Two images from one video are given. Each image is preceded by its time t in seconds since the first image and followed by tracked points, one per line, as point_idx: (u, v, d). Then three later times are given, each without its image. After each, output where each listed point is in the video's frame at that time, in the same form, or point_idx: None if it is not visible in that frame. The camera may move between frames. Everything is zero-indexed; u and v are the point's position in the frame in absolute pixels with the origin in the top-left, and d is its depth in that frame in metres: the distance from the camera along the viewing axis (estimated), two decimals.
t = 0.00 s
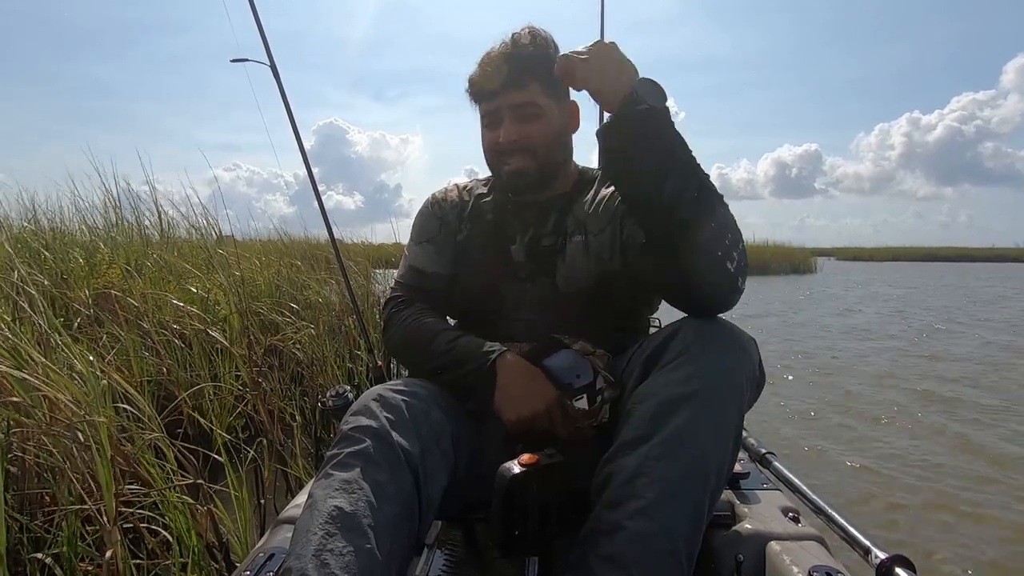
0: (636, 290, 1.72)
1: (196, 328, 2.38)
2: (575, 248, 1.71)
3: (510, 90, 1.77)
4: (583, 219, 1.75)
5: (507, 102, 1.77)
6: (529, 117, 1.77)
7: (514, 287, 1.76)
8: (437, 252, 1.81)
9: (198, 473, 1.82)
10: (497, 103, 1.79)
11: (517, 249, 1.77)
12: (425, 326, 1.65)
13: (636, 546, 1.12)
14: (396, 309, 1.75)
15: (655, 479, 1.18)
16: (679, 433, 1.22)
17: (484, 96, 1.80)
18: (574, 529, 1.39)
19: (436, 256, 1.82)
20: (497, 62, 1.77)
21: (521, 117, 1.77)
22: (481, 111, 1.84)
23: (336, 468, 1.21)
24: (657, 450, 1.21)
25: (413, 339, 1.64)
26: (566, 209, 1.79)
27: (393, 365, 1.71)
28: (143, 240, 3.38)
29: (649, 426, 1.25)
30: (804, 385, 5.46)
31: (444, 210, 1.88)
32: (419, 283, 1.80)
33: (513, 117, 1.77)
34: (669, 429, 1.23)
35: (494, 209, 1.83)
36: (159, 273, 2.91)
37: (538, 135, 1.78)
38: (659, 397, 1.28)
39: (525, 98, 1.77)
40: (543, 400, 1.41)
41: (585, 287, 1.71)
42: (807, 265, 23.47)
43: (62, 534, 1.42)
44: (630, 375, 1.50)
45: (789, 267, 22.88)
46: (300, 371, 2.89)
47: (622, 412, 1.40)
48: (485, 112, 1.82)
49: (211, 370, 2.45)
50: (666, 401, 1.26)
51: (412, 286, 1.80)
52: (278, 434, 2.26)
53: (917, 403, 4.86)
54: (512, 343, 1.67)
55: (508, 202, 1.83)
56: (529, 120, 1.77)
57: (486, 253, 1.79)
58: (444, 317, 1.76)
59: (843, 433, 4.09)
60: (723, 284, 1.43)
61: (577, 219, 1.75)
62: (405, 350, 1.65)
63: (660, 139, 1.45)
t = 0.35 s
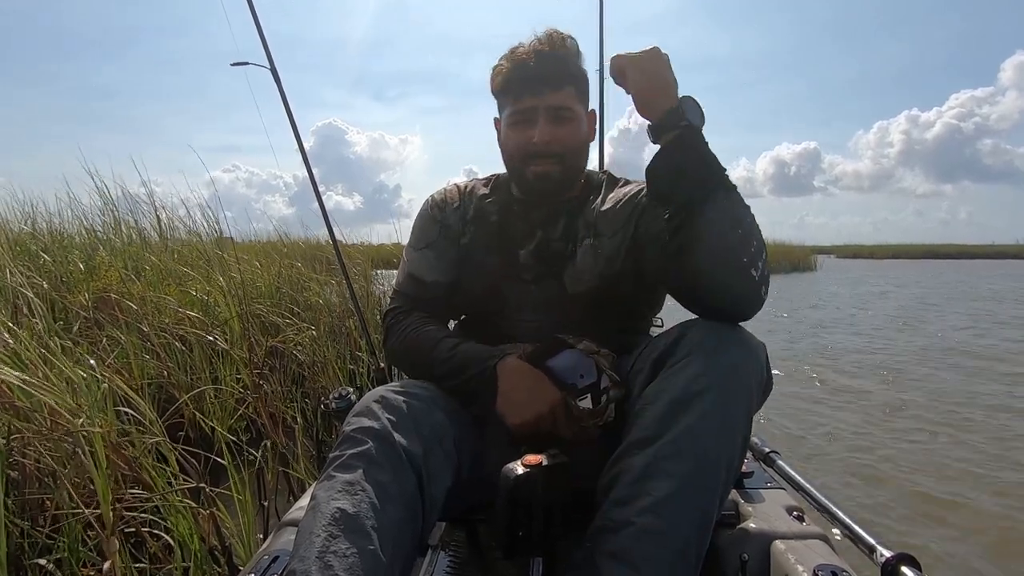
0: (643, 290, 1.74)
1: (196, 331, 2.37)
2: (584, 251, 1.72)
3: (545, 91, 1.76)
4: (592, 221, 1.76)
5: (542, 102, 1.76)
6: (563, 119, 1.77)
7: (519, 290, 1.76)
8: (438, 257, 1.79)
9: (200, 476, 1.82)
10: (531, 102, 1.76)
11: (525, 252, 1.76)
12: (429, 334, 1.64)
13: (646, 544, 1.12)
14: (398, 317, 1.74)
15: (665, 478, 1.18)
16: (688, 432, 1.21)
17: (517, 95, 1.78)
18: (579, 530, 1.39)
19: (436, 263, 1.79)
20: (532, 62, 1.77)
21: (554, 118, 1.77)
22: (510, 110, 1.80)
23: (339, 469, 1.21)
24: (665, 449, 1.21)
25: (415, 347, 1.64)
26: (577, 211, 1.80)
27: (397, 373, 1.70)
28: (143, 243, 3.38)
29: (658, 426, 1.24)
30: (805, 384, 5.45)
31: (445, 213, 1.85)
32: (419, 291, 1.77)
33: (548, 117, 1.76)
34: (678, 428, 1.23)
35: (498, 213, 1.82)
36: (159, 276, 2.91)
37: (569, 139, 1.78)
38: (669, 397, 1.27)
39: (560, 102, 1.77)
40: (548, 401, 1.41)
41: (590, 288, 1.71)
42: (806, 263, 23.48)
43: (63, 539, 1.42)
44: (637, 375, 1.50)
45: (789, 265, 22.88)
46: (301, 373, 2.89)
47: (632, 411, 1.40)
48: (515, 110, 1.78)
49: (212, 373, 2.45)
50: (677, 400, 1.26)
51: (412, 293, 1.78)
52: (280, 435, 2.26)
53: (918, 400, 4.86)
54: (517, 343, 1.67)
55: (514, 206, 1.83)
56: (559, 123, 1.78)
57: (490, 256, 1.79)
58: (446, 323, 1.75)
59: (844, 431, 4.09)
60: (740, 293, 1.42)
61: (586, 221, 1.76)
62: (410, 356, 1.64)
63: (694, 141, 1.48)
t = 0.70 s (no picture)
0: (642, 289, 1.74)
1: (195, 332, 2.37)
2: (584, 249, 1.72)
3: (547, 87, 1.76)
4: (593, 219, 1.76)
5: (543, 99, 1.77)
6: (563, 116, 1.78)
7: (518, 290, 1.76)
8: (437, 257, 1.79)
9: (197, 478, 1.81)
10: (532, 98, 1.77)
11: (524, 252, 1.76)
12: (427, 334, 1.64)
13: (645, 540, 1.12)
14: (397, 317, 1.74)
15: (666, 476, 1.18)
16: (689, 430, 1.22)
17: (519, 90, 1.78)
18: (578, 529, 1.40)
19: (435, 262, 1.79)
20: (535, 58, 1.77)
21: (556, 115, 1.77)
22: (511, 105, 1.80)
23: (338, 468, 1.21)
24: (667, 448, 1.21)
25: (414, 348, 1.64)
26: (576, 210, 1.81)
27: (396, 373, 1.70)
28: (140, 245, 3.38)
29: (660, 425, 1.25)
30: (804, 381, 5.46)
31: (443, 212, 1.85)
32: (418, 291, 1.77)
33: (549, 114, 1.77)
34: (679, 426, 1.23)
35: (497, 214, 1.82)
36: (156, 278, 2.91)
37: (571, 136, 1.78)
38: (670, 397, 1.28)
39: (561, 99, 1.77)
40: (549, 400, 1.41)
41: (590, 287, 1.71)
42: (805, 261, 23.49)
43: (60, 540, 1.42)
44: (637, 374, 1.50)
45: (788, 263, 22.92)
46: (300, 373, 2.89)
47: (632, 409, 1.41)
48: (516, 106, 1.79)
49: (211, 374, 2.44)
50: (679, 399, 1.26)
51: (410, 294, 1.78)
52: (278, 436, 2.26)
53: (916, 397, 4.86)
54: (516, 342, 1.67)
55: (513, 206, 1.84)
56: (561, 120, 1.78)
57: (490, 255, 1.79)
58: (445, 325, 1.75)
59: (843, 428, 4.09)
60: (744, 293, 1.43)
61: (586, 220, 1.77)
62: (409, 356, 1.65)
63: (701, 143, 1.48)
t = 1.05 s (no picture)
0: (641, 289, 1.74)
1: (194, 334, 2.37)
2: (584, 249, 1.73)
3: (545, 87, 1.76)
4: (592, 219, 1.76)
5: (541, 99, 1.77)
6: (561, 117, 1.78)
7: (518, 290, 1.75)
8: (436, 258, 1.79)
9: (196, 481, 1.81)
10: (531, 99, 1.77)
11: (524, 252, 1.76)
12: (427, 335, 1.64)
13: (645, 539, 1.12)
14: (395, 319, 1.74)
15: (666, 476, 1.18)
16: (689, 430, 1.22)
17: (518, 90, 1.78)
18: (578, 530, 1.40)
19: (434, 263, 1.79)
20: (534, 59, 1.77)
21: (554, 116, 1.77)
22: (510, 105, 1.80)
23: (338, 469, 1.21)
24: (666, 448, 1.21)
25: (414, 349, 1.63)
26: (576, 210, 1.81)
27: (396, 375, 1.70)
28: (140, 247, 3.38)
29: (659, 425, 1.25)
30: (803, 380, 5.46)
31: (442, 213, 1.85)
32: (418, 293, 1.77)
33: (547, 114, 1.77)
34: (678, 426, 1.23)
35: (496, 215, 1.82)
36: (155, 280, 2.91)
37: (569, 137, 1.79)
38: (669, 397, 1.28)
39: (560, 100, 1.77)
40: (549, 400, 1.41)
41: (590, 287, 1.71)
42: (804, 260, 23.51)
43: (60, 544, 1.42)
44: (637, 374, 1.50)
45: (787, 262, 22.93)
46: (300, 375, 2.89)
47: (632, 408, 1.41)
48: (515, 106, 1.79)
49: (210, 376, 2.44)
50: (678, 398, 1.26)
51: (409, 296, 1.77)
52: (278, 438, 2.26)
53: (916, 395, 4.86)
54: (516, 342, 1.67)
55: (512, 207, 1.83)
56: (559, 121, 1.78)
57: (490, 256, 1.79)
58: (445, 326, 1.75)
59: (843, 427, 4.10)
60: (737, 292, 1.43)
61: (586, 220, 1.77)
62: (409, 358, 1.65)
63: (679, 148, 1.50)
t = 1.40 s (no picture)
0: (639, 288, 1.74)
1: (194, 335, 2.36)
2: (583, 249, 1.73)
3: (538, 90, 1.76)
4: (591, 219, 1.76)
5: (534, 103, 1.76)
6: (554, 120, 1.77)
7: (517, 291, 1.75)
8: (434, 258, 1.78)
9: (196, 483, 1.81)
10: (523, 102, 1.77)
11: (523, 252, 1.76)
12: (426, 336, 1.64)
13: (646, 539, 1.12)
14: (394, 321, 1.74)
15: (667, 476, 1.18)
16: (689, 429, 1.21)
17: (510, 94, 1.78)
18: (580, 529, 1.40)
19: (433, 264, 1.79)
20: (527, 61, 1.77)
21: (547, 119, 1.77)
22: (503, 107, 1.80)
23: (339, 472, 1.20)
24: (667, 448, 1.20)
25: (413, 351, 1.63)
26: (575, 210, 1.81)
27: (395, 377, 1.70)
28: (139, 249, 3.37)
29: (659, 425, 1.25)
30: (804, 379, 5.45)
31: (440, 213, 1.84)
32: (416, 294, 1.77)
33: (539, 117, 1.77)
34: (678, 425, 1.23)
35: (495, 216, 1.82)
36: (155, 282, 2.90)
37: (562, 140, 1.78)
38: (668, 397, 1.28)
39: (552, 102, 1.77)
40: (550, 399, 1.41)
41: (589, 287, 1.71)
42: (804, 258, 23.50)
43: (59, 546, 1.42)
44: (638, 373, 1.50)
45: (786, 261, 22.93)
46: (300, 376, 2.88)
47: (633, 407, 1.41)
48: (507, 109, 1.79)
49: (210, 378, 2.44)
50: (678, 397, 1.27)
51: (407, 297, 1.77)
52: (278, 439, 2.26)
53: (917, 394, 4.86)
54: (515, 343, 1.67)
55: (511, 207, 1.83)
56: (551, 125, 1.78)
57: (489, 256, 1.78)
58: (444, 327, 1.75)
59: (844, 426, 4.09)
60: (734, 289, 1.42)
61: (585, 220, 1.77)
62: (408, 359, 1.64)
63: (665, 148, 1.51)
